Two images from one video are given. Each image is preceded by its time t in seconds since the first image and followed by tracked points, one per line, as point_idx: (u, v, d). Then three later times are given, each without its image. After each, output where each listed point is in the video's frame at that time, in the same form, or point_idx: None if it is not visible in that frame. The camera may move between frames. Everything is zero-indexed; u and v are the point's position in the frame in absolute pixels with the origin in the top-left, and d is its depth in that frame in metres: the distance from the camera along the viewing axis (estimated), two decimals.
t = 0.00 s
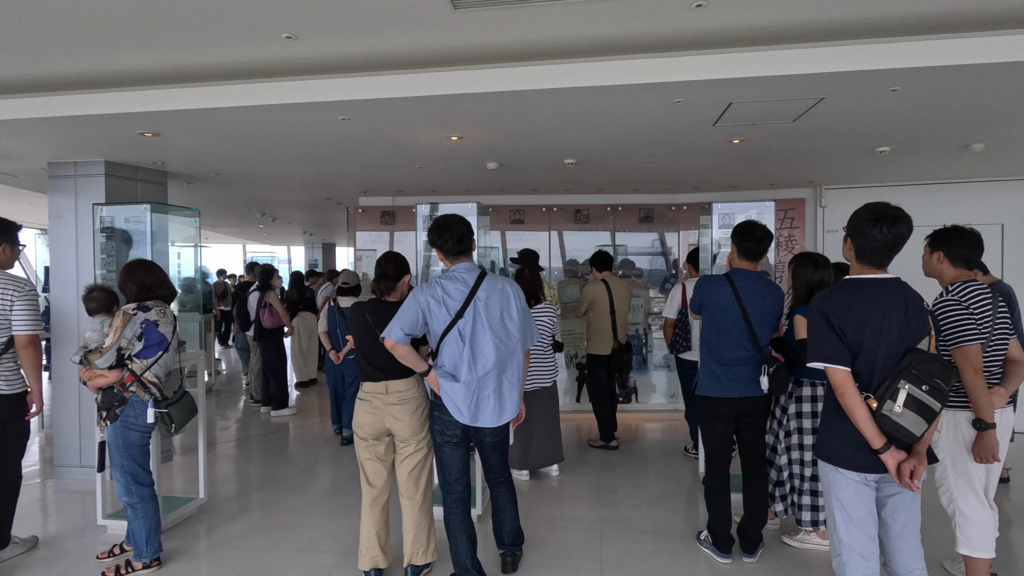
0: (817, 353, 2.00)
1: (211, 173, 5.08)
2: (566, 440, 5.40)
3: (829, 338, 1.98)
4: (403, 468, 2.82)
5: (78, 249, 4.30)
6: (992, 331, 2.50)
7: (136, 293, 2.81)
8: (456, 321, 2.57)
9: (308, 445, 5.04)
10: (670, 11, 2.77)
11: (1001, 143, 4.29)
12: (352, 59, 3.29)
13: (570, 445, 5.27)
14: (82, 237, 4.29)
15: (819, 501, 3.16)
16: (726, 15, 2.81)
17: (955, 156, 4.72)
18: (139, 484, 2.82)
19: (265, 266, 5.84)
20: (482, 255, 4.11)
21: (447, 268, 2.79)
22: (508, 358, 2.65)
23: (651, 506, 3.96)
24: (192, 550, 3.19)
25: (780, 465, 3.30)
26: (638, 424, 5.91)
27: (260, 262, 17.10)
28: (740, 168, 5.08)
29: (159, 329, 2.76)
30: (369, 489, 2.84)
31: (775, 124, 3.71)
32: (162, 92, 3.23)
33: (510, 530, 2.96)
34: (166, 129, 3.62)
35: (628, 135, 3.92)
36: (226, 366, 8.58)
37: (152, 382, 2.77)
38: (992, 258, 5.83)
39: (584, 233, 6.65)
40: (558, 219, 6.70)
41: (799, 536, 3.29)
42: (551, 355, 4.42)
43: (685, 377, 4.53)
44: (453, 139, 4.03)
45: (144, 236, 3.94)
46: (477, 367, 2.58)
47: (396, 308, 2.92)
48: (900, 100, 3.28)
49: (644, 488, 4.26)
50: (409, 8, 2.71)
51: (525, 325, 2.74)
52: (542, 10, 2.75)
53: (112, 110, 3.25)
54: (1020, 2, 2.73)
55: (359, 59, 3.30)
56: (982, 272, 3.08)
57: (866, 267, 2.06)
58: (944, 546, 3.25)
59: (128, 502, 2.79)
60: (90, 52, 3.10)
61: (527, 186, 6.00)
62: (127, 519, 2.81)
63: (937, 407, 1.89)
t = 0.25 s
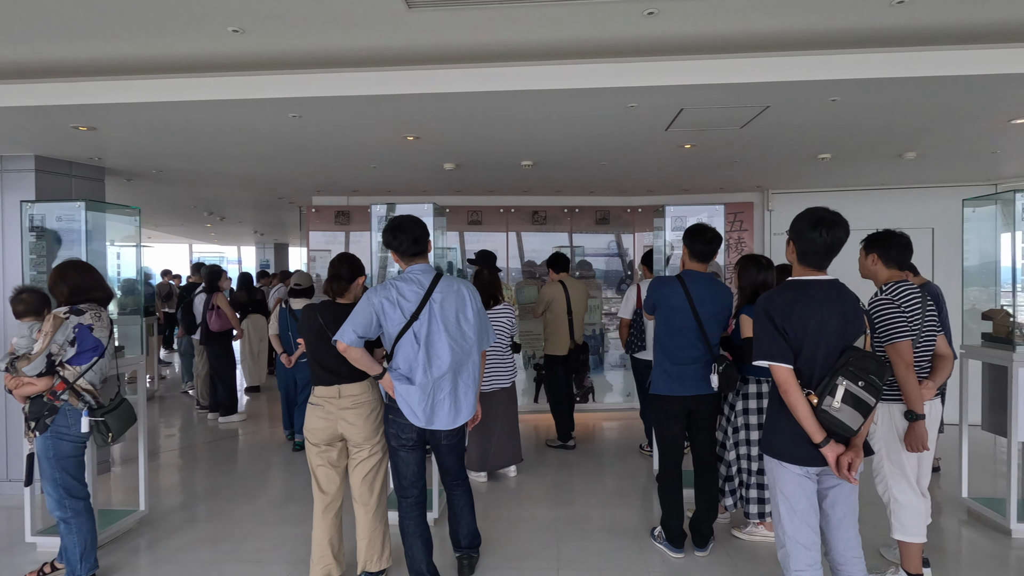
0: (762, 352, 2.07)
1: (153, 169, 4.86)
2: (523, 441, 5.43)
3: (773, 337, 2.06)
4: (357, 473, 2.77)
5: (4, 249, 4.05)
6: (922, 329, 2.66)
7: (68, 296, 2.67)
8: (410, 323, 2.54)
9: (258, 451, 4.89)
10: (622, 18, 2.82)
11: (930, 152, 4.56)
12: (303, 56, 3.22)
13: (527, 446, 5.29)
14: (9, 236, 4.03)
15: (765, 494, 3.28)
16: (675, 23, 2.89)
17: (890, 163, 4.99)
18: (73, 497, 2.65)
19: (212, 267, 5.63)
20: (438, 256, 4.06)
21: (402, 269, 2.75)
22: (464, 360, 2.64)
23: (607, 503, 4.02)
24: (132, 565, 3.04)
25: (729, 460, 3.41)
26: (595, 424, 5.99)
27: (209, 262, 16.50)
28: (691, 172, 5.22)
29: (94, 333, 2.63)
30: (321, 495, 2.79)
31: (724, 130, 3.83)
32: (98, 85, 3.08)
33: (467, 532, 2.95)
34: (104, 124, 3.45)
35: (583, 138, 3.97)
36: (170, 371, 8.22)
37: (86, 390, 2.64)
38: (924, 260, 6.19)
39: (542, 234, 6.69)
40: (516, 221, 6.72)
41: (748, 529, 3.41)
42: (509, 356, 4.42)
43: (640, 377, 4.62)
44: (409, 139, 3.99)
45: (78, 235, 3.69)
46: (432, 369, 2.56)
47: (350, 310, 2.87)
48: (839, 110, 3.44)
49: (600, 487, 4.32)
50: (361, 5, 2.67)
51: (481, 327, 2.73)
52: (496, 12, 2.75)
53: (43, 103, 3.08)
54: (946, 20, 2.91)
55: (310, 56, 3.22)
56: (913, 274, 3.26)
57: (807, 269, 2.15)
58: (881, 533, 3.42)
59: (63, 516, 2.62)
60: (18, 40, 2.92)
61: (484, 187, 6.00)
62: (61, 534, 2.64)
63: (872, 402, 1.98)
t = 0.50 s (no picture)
0: (712, 352, 2.13)
1: (91, 165, 4.62)
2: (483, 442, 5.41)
3: (722, 336, 2.11)
4: (309, 480, 2.70)
5: None
6: (861, 327, 2.78)
7: None
8: (364, 325, 2.50)
9: (206, 459, 4.71)
10: (577, 22, 2.86)
11: (869, 159, 4.80)
12: (252, 50, 3.12)
13: (486, 448, 5.28)
14: None
15: (717, 489, 3.37)
16: (628, 29, 2.94)
17: (833, 170, 5.22)
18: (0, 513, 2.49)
19: (157, 268, 5.39)
20: (395, 257, 3.99)
21: (356, 271, 2.70)
22: (420, 362, 2.61)
23: (565, 503, 4.05)
24: None
25: (682, 457, 3.49)
26: (554, 424, 6.02)
27: (155, 263, 15.81)
28: (646, 176, 5.33)
29: (22, 338, 2.49)
30: (272, 503, 2.71)
31: (677, 134, 3.92)
32: (28, 74, 2.91)
33: (424, 536, 2.91)
34: (35, 116, 3.26)
35: (540, 140, 3.98)
36: (111, 377, 7.82)
37: (13, 399, 2.48)
38: (865, 262, 6.50)
39: (501, 235, 6.70)
40: (475, 221, 6.70)
41: (700, 523, 3.50)
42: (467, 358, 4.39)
43: (597, 376, 4.67)
44: (364, 138, 3.93)
45: (4, 233, 3.37)
46: (387, 372, 2.52)
47: (302, 311, 2.79)
48: (785, 118, 3.57)
49: (559, 486, 4.35)
50: None
51: (437, 329, 2.71)
52: (451, 11, 2.74)
53: None
54: (881, 34, 3.07)
55: (260, 50, 3.13)
56: (854, 275, 3.41)
57: (754, 270, 2.22)
58: (825, 524, 3.56)
59: None
60: None
61: (442, 187, 5.95)
62: None
63: (815, 398, 2.06)
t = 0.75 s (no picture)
0: (666, 351, 2.17)
1: (25, 159, 4.37)
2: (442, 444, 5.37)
3: (676, 335, 2.16)
4: (261, 487, 2.62)
5: None
6: (807, 326, 2.89)
7: None
8: (319, 326, 2.44)
9: (151, 468, 4.51)
10: (534, 23, 2.88)
11: (815, 165, 5.00)
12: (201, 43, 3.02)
13: (446, 450, 5.24)
14: None
15: (672, 486, 3.45)
16: (584, 32, 2.98)
17: (782, 174, 5.42)
18: None
19: (97, 268, 5.15)
20: (352, 257, 3.92)
21: (310, 271, 2.63)
22: (377, 365, 2.56)
23: (524, 503, 4.06)
24: None
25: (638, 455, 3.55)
26: (514, 425, 6.03)
27: (95, 263, 15.03)
28: (605, 178, 5.41)
29: None
30: (221, 512, 2.62)
31: (634, 138, 3.99)
32: None
33: (381, 541, 2.87)
34: None
35: (500, 141, 3.99)
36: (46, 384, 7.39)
37: None
38: (812, 264, 6.77)
39: (461, 236, 6.67)
40: (435, 222, 6.65)
41: (657, 520, 3.57)
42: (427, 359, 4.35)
43: (557, 377, 4.71)
44: (320, 136, 3.84)
45: None
46: (342, 375, 2.46)
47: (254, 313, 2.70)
48: (736, 123, 3.69)
49: (519, 487, 4.36)
50: None
51: (394, 331, 2.67)
52: (408, 7, 2.72)
53: None
54: (824, 45, 3.21)
55: (208, 42, 3.03)
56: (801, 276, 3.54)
57: (707, 271, 2.28)
58: (775, 516, 3.69)
59: None
60: None
61: (401, 187, 5.88)
62: None
63: (764, 395, 2.13)
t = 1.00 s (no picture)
0: (635, 350, 2.19)
1: None
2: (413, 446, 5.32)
3: (645, 335, 2.18)
4: (225, 493, 2.55)
5: None
6: (770, 324, 2.97)
7: None
8: (285, 328, 2.39)
9: (108, 475, 4.34)
10: (505, 24, 2.88)
11: (779, 168, 5.13)
12: (162, 36, 2.93)
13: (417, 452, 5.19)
14: None
15: (641, 483, 3.49)
16: (555, 34, 3.00)
17: (747, 178, 5.54)
18: None
19: (50, 267, 4.96)
20: (320, 257, 3.86)
21: (275, 271, 2.58)
22: (345, 366, 2.52)
23: (496, 503, 4.05)
24: None
25: (607, 455, 3.58)
26: (486, 426, 6.02)
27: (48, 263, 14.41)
28: (576, 179, 5.44)
29: None
30: (182, 519, 2.54)
31: (604, 140, 4.02)
32: None
33: (349, 546, 2.83)
34: None
35: (471, 141, 3.98)
36: None
37: None
38: (776, 265, 6.95)
39: (432, 237, 6.63)
40: (405, 222, 6.59)
41: (626, 518, 3.61)
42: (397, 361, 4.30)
43: (528, 377, 4.72)
44: (286, 133, 3.77)
45: None
46: (309, 377, 2.42)
47: (218, 314, 2.63)
48: (703, 127, 3.76)
49: (490, 488, 4.35)
50: None
51: (363, 332, 2.63)
52: (377, 5, 2.69)
53: None
54: (786, 52, 3.29)
55: (169, 35, 2.94)
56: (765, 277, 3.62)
57: (675, 271, 2.31)
58: (741, 511, 3.77)
59: None
60: None
61: (371, 187, 5.81)
62: None
63: (731, 393, 2.17)
